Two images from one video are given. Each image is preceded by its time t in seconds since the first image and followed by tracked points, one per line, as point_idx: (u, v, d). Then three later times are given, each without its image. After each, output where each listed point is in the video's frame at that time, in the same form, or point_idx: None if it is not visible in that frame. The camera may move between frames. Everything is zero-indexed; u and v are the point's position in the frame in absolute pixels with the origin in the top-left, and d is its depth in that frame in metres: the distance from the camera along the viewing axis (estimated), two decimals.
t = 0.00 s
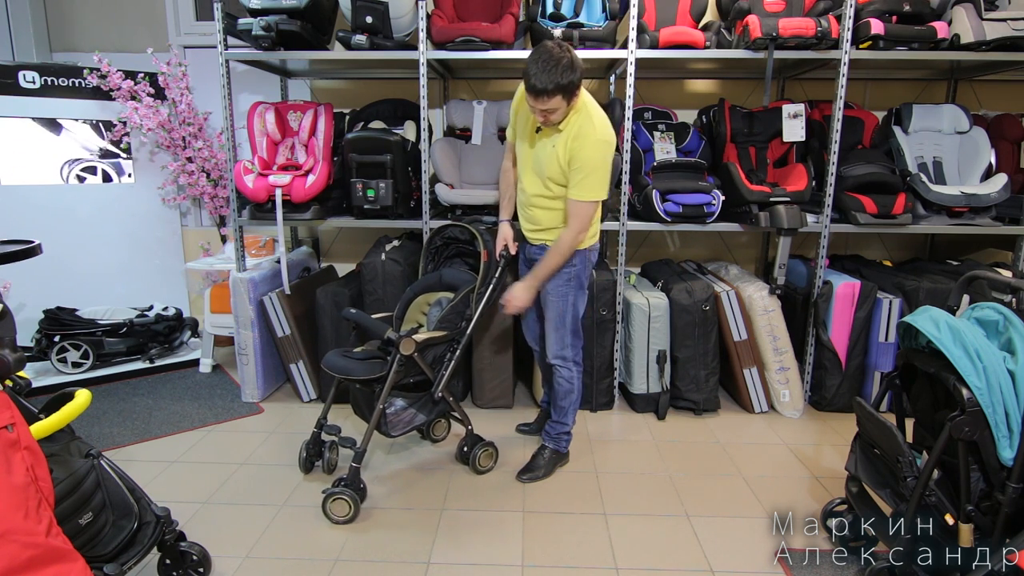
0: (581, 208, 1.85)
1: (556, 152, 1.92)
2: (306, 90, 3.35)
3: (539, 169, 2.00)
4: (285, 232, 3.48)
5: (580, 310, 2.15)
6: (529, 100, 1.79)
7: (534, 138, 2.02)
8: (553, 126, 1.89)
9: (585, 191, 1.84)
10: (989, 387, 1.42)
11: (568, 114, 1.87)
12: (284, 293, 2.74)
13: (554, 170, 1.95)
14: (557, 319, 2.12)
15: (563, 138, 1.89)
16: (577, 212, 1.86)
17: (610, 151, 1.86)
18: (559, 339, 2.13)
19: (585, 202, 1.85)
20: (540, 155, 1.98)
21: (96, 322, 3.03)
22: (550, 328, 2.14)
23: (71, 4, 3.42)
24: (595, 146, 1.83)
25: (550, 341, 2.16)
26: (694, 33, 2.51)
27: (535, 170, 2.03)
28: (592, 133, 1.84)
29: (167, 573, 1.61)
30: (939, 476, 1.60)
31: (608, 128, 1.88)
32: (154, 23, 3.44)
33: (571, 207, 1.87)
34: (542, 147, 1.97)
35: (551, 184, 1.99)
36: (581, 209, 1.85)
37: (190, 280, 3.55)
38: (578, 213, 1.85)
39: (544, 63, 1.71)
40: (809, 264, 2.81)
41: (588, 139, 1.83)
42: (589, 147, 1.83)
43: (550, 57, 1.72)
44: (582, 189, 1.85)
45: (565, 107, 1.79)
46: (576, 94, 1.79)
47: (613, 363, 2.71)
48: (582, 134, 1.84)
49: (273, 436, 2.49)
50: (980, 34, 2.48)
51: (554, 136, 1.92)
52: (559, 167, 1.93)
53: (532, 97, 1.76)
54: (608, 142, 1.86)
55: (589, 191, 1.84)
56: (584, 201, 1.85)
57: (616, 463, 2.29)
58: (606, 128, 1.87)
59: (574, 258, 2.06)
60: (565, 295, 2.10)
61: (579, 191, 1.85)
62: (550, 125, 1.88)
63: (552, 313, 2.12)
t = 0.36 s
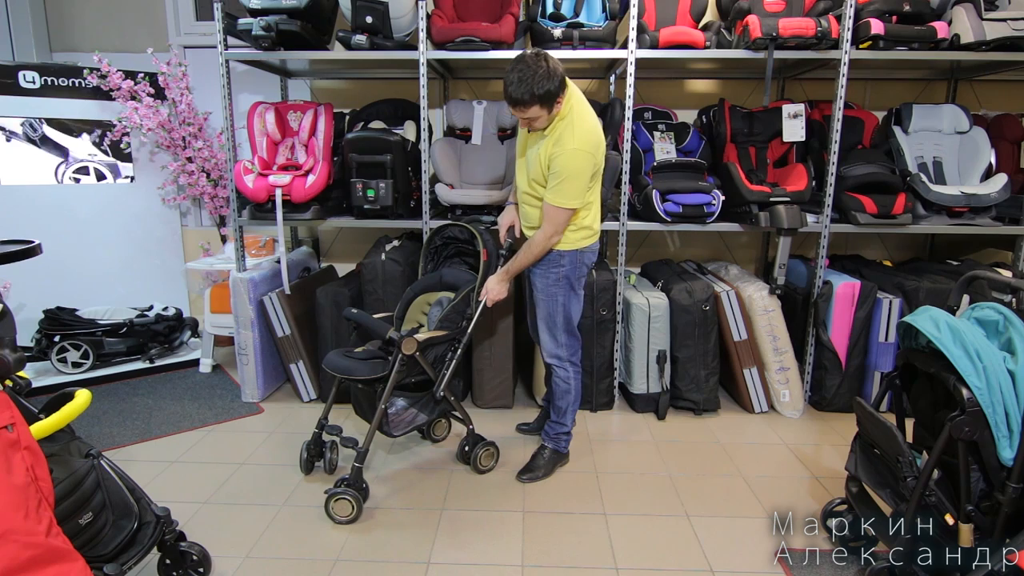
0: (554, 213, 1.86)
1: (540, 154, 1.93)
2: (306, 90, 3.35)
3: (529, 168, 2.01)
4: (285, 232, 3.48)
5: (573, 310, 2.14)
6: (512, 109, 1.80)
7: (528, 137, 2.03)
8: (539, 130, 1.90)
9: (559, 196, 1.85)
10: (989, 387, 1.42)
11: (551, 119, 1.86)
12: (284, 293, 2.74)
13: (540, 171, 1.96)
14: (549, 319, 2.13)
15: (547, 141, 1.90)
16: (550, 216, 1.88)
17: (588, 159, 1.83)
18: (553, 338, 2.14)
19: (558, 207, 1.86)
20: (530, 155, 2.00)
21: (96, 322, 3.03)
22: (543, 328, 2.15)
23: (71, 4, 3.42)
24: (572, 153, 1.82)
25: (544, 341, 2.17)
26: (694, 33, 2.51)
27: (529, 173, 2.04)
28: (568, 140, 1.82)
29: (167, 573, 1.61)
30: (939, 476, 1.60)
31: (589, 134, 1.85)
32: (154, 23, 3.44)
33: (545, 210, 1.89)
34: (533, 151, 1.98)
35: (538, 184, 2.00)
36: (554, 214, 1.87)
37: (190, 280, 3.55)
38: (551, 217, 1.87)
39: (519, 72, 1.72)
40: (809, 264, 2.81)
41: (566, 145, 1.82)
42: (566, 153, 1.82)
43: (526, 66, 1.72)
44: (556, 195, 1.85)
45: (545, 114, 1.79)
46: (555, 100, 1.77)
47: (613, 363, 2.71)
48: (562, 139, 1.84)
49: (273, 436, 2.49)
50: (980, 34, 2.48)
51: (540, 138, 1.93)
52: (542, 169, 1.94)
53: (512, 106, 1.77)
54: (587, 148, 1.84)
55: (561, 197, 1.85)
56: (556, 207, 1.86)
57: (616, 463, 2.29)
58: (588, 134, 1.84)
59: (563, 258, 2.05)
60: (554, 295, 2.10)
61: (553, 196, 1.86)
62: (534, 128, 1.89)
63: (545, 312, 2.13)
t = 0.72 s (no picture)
0: (551, 210, 1.86)
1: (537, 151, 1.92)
2: (306, 90, 3.35)
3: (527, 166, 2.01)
4: (285, 232, 3.48)
5: (572, 310, 2.14)
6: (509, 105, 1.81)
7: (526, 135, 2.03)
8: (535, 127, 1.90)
9: (556, 193, 1.84)
10: (989, 387, 1.42)
11: (548, 115, 1.86)
12: (284, 293, 2.74)
13: (537, 169, 1.96)
14: (549, 319, 2.12)
15: (544, 138, 1.90)
16: (547, 213, 1.87)
17: (584, 156, 1.83)
18: (553, 338, 2.14)
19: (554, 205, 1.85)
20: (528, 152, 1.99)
21: (96, 322, 3.03)
22: (543, 328, 2.15)
23: (70, 4, 3.42)
24: (569, 149, 1.82)
25: (544, 341, 2.16)
26: (694, 33, 2.51)
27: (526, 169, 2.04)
28: (565, 138, 1.83)
29: (167, 573, 1.61)
30: (939, 476, 1.60)
31: (587, 131, 1.85)
32: (153, 23, 3.44)
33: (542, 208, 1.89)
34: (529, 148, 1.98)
35: (536, 181, 2.00)
36: (551, 211, 1.86)
37: (190, 280, 3.55)
38: (549, 214, 1.86)
39: (516, 68, 1.72)
40: (809, 264, 2.82)
41: (563, 142, 1.83)
42: (563, 150, 1.82)
43: (523, 61, 1.72)
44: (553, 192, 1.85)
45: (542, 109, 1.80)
46: (552, 97, 1.78)
47: (613, 363, 2.71)
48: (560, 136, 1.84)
49: (273, 436, 2.49)
50: (980, 34, 2.48)
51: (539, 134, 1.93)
52: (539, 166, 1.94)
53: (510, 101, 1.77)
54: (584, 145, 1.84)
55: (558, 194, 1.84)
56: (554, 204, 1.85)
57: (615, 463, 2.29)
58: (585, 131, 1.85)
59: (562, 258, 2.05)
60: (554, 295, 2.10)
61: (550, 193, 1.85)
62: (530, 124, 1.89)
63: (544, 312, 2.12)
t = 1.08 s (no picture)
0: (542, 212, 1.85)
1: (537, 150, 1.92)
2: (306, 90, 3.35)
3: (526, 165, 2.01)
4: (285, 232, 3.48)
5: (572, 310, 2.14)
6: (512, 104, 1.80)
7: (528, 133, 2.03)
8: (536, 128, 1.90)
9: (549, 195, 1.84)
10: (989, 387, 1.42)
11: (550, 117, 1.86)
12: (284, 293, 2.74)
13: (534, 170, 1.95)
14: (548, 318, 2.12)
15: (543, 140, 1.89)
16: (538, 215, 1.86)
17: (580, 161, 1.83)
18: (553, 337, 2.14)
19: (545, 207, 1.85)
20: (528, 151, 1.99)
21: (96, 322, 3.03)
22: (542, 328, 2.15)
23: (70, 4, 3.42)
24: (566, 152, 1.82)
25: (543, 340, 2.16)
26: (694, 33, 2.51)
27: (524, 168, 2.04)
28: (565, 142, 1.82)
29: (167, 573, 1.61)
30: (939, 476, 1.60)
31: (586, 135, 1.85)
32: (153, 23, 3.44)
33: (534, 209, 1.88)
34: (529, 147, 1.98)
35: (533, 181, 2.00)
36: (542, 214, 1.86)
37: (190, 280, 3.56)
38: (539, 216, 1.86)
39: (523, 66, 1.72)
40: (809, 264, 2.81)
41: (562, 145, 1.83)
42: (560, 152, 1.82)
43: (530, 61, 1.72)
44: (545, 193, 1.84)
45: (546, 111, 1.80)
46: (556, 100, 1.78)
47: (613, 363, 2.71)
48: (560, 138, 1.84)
49: (273, 436, 2.49)
50: (981, 34, 2.48)
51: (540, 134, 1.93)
52: (537, 167, 1.93)
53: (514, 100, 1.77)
54: (581, 149, 1.84)
55: (551, 196, 1.84)
56: (546, 206, 1.85)
57: (615, 463, 2.29)
58: (584, 134, 1.85)
59: (561, 257, 2.05)
60: (553, 294, 2.10)
61: (543, 194, 1.85)
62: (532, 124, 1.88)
63: (543, 312, 2.13)
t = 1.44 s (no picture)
0: (541, 215, 1.85)
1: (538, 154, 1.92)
2: (306, 90, 3.35)
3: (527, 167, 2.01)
4: (285, 232, 3.48)
5: (575, 310, 2.14)
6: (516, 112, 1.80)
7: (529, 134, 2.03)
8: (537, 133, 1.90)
9: (549, 198, 1.84)
10: (989, 387, 1.42)
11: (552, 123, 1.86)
12: (284, 293, 2.74)
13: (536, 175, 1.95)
14: (551, 318, 2.13)
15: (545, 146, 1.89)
16: (538, 218, 1.86)
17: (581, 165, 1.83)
18: (555, 337, 2.14)
19: (545, 210, 1.85)
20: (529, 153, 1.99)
21: (96, 322, 3.03)
22: (544, 327, 2.15)
23: (70, 4, 3.42)
24: (566, 156, 1.81)
25: (545, 340, 2.17)
26: (694, 33, 2.51)
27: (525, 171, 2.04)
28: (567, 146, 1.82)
29: (167, 573, 1.61)
30: (938, 476, 1.60)
31: (586, 140, 1.85)
32: (153, 23, 3.44)
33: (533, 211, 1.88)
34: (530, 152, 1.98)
35: (533, 183, 2.00)
36: (542, 217, 1.85)
37: (190, 280, 3.56)
38: (539, 219, 1.86)
39: (527, 75, 1.72)
40: (809, 264, 2.81)
41: (562, 149, 1.82)
42: (561, 156, 1.82)
43: (537, 71, 1.72)
44: (546, 197, 1.84)
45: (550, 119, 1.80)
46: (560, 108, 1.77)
47: (613, 363, 2.71)
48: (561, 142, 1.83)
49: (273, 436, 2.49)
50: (980, 34, 2.48)
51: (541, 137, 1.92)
52: (537, 169, 1.93)
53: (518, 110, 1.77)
54: (581, 154, 1.83)
55: (551, 200, 1.84)
56: (546, 209, 1.84)
57: (615, 463, 2.29)
58: (584, 139, 1.85)
59: (565, 257, 2.05)
60: (556, 294, 2.10)
61: (543, 197, 1.85)
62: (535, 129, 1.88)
63: (546, 311, 2.13)
